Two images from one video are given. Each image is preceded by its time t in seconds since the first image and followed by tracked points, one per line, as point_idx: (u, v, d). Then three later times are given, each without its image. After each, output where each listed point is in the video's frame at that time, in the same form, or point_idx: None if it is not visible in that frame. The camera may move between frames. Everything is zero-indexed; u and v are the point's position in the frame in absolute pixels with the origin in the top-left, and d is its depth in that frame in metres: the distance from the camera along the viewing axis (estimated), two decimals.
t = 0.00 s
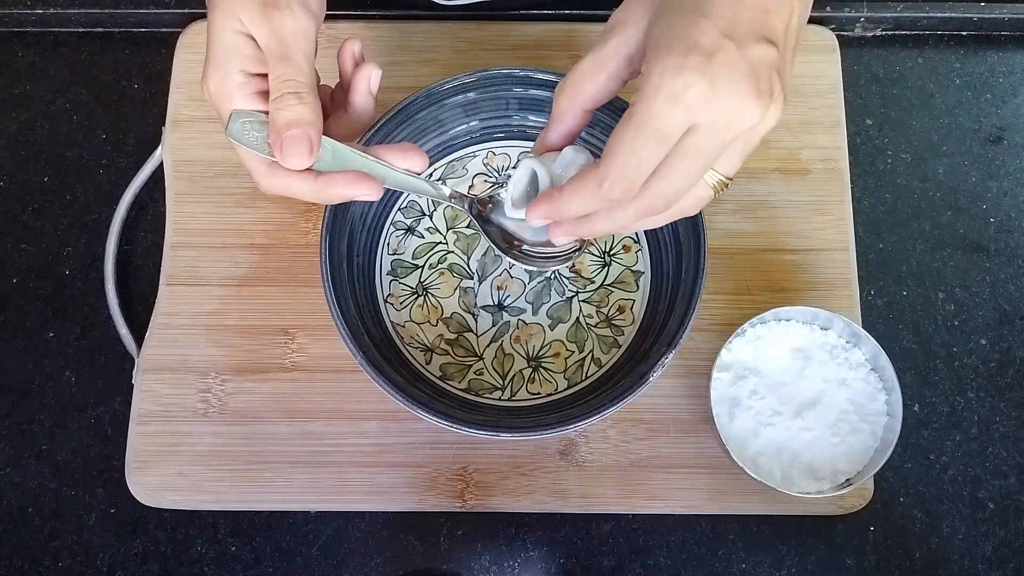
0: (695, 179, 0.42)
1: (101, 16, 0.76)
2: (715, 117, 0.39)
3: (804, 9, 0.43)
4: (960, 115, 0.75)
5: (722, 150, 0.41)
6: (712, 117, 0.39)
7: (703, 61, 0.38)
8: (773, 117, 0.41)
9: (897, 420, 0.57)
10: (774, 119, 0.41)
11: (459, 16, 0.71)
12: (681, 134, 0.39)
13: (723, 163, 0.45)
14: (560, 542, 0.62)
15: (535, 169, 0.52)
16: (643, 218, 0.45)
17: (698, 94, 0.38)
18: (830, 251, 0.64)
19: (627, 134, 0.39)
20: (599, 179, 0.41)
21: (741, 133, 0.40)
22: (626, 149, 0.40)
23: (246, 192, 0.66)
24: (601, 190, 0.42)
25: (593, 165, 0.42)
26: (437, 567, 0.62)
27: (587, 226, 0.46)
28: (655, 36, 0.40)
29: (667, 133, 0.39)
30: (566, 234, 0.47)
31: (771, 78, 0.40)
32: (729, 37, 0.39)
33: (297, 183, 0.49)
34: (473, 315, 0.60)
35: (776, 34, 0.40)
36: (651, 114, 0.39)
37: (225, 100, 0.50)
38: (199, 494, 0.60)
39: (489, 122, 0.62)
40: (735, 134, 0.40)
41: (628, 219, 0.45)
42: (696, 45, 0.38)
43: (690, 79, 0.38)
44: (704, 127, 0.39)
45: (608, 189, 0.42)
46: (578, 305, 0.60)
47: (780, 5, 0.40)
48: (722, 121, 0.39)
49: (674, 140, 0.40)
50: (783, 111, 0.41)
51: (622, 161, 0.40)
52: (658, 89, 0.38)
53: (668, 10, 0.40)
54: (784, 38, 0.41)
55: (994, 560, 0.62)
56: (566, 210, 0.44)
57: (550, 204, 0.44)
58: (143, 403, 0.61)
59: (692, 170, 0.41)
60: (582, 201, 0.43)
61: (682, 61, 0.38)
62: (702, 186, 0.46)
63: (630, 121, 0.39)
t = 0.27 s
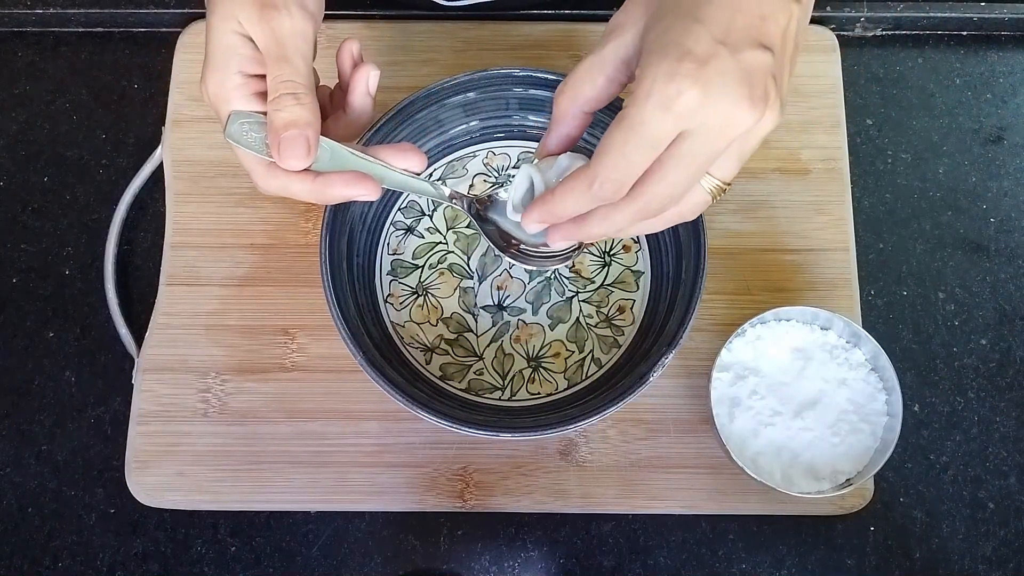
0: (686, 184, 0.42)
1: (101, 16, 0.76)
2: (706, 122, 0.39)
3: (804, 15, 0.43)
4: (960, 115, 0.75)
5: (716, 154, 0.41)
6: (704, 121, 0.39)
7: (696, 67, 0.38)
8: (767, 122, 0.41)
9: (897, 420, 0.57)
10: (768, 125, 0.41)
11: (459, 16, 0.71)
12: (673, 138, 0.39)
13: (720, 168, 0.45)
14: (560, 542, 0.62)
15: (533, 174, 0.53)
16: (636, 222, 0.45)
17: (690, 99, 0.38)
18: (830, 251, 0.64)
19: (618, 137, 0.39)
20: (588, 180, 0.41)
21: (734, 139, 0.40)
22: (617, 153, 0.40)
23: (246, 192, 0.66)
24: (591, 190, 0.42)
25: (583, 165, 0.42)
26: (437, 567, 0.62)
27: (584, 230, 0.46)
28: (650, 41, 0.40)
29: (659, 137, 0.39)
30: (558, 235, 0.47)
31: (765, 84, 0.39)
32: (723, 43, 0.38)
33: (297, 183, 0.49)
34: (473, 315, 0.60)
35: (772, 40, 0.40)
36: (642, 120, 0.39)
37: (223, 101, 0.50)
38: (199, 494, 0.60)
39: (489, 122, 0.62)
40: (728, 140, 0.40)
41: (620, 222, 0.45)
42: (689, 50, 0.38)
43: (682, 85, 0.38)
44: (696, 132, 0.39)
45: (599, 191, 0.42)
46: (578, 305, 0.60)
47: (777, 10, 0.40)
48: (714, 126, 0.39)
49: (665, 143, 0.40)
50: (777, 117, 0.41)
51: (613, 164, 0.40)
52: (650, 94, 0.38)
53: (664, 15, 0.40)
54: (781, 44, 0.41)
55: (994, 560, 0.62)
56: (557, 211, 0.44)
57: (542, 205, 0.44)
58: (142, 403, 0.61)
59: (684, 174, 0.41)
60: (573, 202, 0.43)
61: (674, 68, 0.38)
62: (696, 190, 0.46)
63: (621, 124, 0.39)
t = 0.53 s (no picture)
0: (686, 186, 0.42)
1: (101, 16, 0.76)
2: (705, 125, 0.39)
3: (804, 18, 0.43)
4: (960, 116, 0.75)
5: (716, 157, 0.41)
6: (703, 124, 0.39)
7: (694, 70, 0.38)
8: (767, 126, 0.41)
9: (897, 420, 0.57)
10: (767, 128, 0.41)
11: (459, 16, 0.71)
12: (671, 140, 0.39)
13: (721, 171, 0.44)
14: (560, 542, 0.62)
15: (533, 178, 0.55)
16: (636, 225, 0.45)
17: (689, 102, 0.38)
18: (830, 251, 0.64)
19: (616, 139, 0.39)
20: (586, 181, 0.41)
21: (734, 142, 0.40)
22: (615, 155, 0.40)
23: (246, 193, 0.66)
24: (589, 191, 0.42)
25: (581, 167, 0.42)
26: (437, 567, 0.62)
27: (584, 234, 0.46)
28: (648, 44, 0.40)
29: (657, 139, 0.39)
30: (558, 238, 0.47)
31: (763, 87, 0.39)
32: (721, 46, 0.39)
33: (298, 182, 0.49)
34: (473, 314, 0.60)
35: (771, 44, 0.40)
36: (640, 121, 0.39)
37: (225, 102, 0.50)
38: (199, 494, 0.60)
39: (489, 122, 0.62)
40: (726, 143, 0.40)
41: (619, 225, 0.45)
42: (688, 53, 0.38)
43: (680, 88, 0.38)
44: (694, 134, 0.39)
45: (598, 192, 0.42)
46: (578, 305, 0.60)
47: (775, 14, 0.40)
48: (713, 129, 0.39)
49: (664, 145, 0.40)
50: (777, 121, 0.41)
51: (611, 165, 0.40)
52: (648, 97, 0.38)
53: (663, 18, 0.40)
54: (780, 47, 0.41)
55: (994, 560, 0.62)
56: (556, 212, 0.44)
57: (541, 206, 0.44)
58: (142, 403, 0.61)
59: (683, 177, 0.41)
60: (572, 203, 0.43)
61: (673, 70, 0.38)
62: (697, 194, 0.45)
63: (619, 126, 0.39)
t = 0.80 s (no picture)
0: (688, 185, 0.42)
1: (101, 17, 0.76)
2: (707, 123, 0.39)
3: (806, 15, 0.43)
4: (960, 115, 0.75)
5: (718, 156, 0.41)
6: (705, 123, 0.39)
7: (697, 68, 0.38)
8: (769, 124, 0.41)
9: (897, 420, 0.57)
10: (770, 127, 0.41)
11: (459, 16, 0.71)
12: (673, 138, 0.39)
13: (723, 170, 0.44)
14: (560, 542, 0.62)
15: (536, 178, 0.54)
16: (638, 224, 0.45)
17: (691, 100, 0.38)
18: (830, 251, 0.64)
19: (617, 137, 0.39)
20: (588, 179, 0.41)
21: (736, 141, 0.40)
22: (616, 152, 0.40)
23: (246, 192, 0.66)
24: (591, 189, 0.42)
25: (582, 164, 0.42)
26: (437, 567, 0.62)
27: (586, 233, 0.46)
28: (651, 42, 0.40)
29: (659, 138, 0.39)
30: (560, 237, 0.47)
31: (766, 86, 0.39)
32: (724, 44, 0.39)
33: (301, 183, 0.49)
34: (473, 315, 0.60)
35: (773, 42, 0.40)
36: (642, 119, 0.39)
37: (228, 103, 0.50)
38: (199, 494, 0.60)
39: (489, 122, 0.62)
40: (728, 142, 0.40)
41: (622, 224, 0.45)
42: (690, 52, 0.38)
43: (682, 86, 0.38)
44: (696, 133, 0.39)
45: (599, 190, 0.42)
46: (578, 305, 0.60)
47: (778, 12, 0.40)
48: (715, 128, 0.39)
49: (666, 144, 0.40)
50: (780, 119, 0.41)
51: (612, 163, 0.40)
52: (650, 95, 0.38)
53: (665, 16, 0.40)
54: (782, 45, 0.41)
55: (994, 560, 0.62)
56: (558, 210, 0.44)
57: (542, 204, 0.44)
58: (142, 402, 0.61)
59: (685, 175, 0.41)
60: (573, 201, 0.43)
61: (675, 68, 0.38)
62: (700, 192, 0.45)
63: (620, 123, 0.39)
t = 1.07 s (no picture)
0: (691, 182, 0.42)
1: (101, 17, 0.76)
2: (709, 119, 0.39)
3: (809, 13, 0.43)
4: (960, 115, 0.75)
5: (721, 153, 0.41)
6: (707, 119, 0.39)
7: (699, 65, 0.38)
8: (773, 122, 0.41)
9: (897, 420, 0.57)
10: (774, 124, 0.41)
11: (459, 16, 0.71)
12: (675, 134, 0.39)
13: (727, 168, 0.44)
14: (560, 542, 0.62)
15: (539, 176, 0.54)
16: (641, 221, 0.45)
17: (693, 97, 0.38)
18: (830, 251, 0.64)
19: (618, 133, 0.39)
20: (589, 173, 0.41)
21: (738, 138, 0.40)
22: (617, 148, 0.40)
23: (246, 192, 0.66)
24: (593, 184, 0.42)
25: (584, 159, 0.42)
26: (437, 567, 0.62)
27: (589, 229, 0.46)
28: (653, 39, 0.40)
29: (660, 134, 0.39)
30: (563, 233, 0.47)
31: (769, 82, 0.39)
32: (727, 40, 0.39)
33: (303, 182, 0.49)
34: (473, 315, 0.60)
35: (776, 38, 0.40)
36: (643, 116, 0.39)
37: (231, 103, 0.50)
38: (199, 494, 0.60)
39: (489, 122, 0.62)
40: (731, 138, 0.40)
41: (624, 221, 0.45)
42: (693, 48, 0.38)
43: (684, 82, 0.38)
44: (699, 129, 0.39)
45: (600, 185, 0.42)
46: (578, 305, 0.60)
47: (781, 9, 0.40)
48: (717, 125, 0.39)
49: (667, 140, 0.40)
50: (784, 116, 0.41)
51: (613, 158, 0.40)
52: (652, 91, 0.38)
53: (668, 13, 0.40)
54: (785, 42, 0.41)
55: (994, 560, 0.62)
56: (560, 205, 0.44)
57: (545, 200, 0.44)
58: (142, 402, 0.61)
59: (688, 173, 0.41)
60: (575, 196, 0.43)
61: (677, 65, 0.38)
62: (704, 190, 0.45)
63: (622, 119, 0.39)
